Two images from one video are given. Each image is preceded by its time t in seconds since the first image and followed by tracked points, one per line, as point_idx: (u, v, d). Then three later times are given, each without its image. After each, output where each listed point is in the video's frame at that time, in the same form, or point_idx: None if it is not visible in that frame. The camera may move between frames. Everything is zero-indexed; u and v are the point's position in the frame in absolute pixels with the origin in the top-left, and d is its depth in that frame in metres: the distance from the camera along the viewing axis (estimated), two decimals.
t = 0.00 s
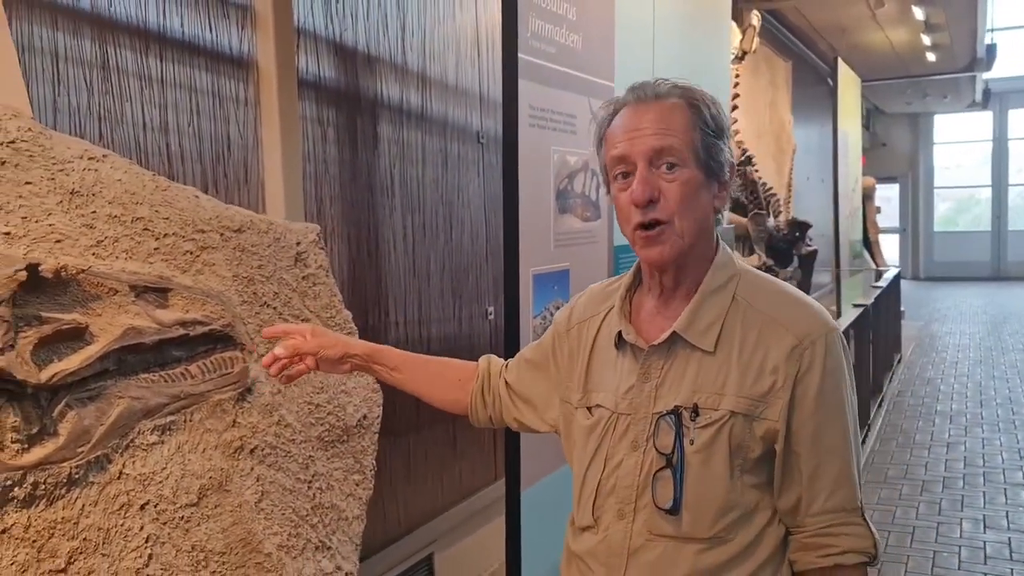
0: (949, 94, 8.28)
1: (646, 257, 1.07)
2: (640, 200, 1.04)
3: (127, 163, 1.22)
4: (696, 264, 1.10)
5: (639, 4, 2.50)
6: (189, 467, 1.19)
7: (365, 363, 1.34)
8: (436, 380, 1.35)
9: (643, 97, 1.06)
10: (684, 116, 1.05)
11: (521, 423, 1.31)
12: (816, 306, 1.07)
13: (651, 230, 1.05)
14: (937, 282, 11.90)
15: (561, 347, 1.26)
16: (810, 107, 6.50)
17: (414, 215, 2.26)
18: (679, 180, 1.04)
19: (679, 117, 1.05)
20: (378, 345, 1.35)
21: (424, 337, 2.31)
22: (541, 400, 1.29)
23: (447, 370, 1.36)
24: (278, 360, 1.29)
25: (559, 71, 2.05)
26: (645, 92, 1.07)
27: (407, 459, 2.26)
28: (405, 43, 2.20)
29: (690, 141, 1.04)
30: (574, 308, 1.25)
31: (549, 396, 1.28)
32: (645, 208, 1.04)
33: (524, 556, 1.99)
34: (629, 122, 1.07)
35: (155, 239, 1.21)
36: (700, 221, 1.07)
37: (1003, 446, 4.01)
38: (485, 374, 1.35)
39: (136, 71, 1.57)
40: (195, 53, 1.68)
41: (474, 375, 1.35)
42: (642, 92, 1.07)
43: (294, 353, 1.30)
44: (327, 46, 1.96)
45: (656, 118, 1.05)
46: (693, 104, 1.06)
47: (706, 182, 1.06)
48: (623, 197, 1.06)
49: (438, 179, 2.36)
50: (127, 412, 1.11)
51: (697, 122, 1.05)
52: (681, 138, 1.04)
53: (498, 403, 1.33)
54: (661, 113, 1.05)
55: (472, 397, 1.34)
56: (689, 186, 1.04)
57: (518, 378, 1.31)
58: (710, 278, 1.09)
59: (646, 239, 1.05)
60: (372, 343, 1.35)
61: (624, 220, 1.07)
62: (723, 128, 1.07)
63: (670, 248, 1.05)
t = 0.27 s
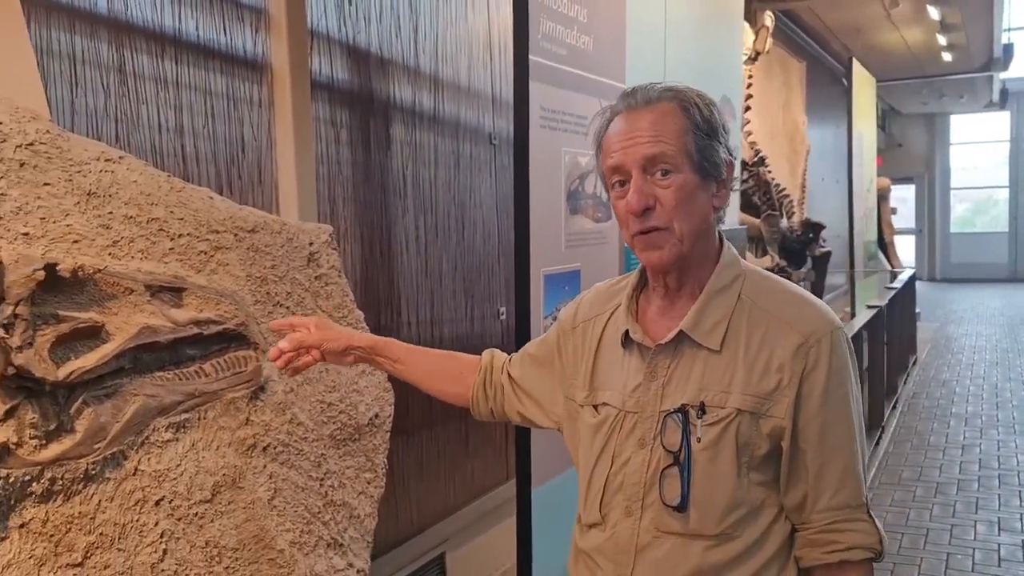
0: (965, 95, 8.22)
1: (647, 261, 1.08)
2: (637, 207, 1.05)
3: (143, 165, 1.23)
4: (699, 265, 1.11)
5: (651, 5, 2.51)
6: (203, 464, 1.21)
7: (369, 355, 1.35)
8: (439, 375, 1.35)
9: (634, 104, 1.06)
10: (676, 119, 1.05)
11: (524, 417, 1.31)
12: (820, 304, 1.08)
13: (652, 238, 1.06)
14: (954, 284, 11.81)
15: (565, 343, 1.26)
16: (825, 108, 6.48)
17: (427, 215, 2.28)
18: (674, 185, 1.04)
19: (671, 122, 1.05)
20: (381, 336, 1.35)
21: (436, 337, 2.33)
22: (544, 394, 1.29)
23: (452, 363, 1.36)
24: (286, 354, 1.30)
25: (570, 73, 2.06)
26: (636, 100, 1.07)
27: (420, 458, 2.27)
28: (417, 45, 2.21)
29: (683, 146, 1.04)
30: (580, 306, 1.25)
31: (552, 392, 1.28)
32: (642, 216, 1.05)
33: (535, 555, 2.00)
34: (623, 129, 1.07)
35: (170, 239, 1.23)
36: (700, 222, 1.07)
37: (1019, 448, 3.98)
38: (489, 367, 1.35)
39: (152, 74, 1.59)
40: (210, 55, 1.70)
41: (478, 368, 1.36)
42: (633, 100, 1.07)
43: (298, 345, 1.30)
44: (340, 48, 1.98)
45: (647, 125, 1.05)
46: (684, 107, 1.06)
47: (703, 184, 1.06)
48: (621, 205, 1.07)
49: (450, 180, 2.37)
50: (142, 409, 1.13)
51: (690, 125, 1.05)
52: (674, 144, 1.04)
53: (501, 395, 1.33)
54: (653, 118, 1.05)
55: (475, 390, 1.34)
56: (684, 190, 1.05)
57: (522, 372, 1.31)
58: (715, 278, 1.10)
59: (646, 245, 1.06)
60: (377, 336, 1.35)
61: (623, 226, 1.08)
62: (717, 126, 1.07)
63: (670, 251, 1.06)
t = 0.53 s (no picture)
0: (987, 92, 8.13)
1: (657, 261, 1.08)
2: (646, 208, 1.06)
3: (164, 165, 1.25)
4: (708, 264, 1.11)
5: (668, 5, 2.51)
6: (222, 460, 1.22)
7: (383, 363, 1.35)
8: (453, 379, 1.35)
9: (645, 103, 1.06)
10: (687, 119, 1.05)
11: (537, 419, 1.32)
12: (830, 300, 1.08)
13: (660, 238, 1.06)
14: (976, 283, 11.69)
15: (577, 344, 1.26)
16: (844, 106, 6.43)
17: (443, 215, 2.29)
18: (684, 185, 1.05)
19: (683, 122, 1.05)
20: (394, 345, 1.35)
21: (453, 336, 2.34)
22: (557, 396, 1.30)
23: (465, 367, 1.37)
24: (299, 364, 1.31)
25: (587, 71, 2.06)
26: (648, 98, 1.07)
27: (437, 456, 2.28)
28: (434, 45, 2.22)
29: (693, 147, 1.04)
30: (590, 305, 1.27)
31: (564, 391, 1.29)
32: (652, 216, 1.05)
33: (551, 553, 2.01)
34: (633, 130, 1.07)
35: (190, 238, 1.24)
36: (709, 222, 1.08)
37: None
38: (502, 371, 1.35)
39: (172, 75, 1.62)
40: (230, 57, 1.72)
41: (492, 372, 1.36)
42: (644, 99, 1.07)
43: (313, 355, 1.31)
44: (358, 48, 1.99)
45: (658, 124, 1.05)
46: (695, 105, 1.05)
47: (713, 184, 1.06)
48: (631, 205, 1.07)
49: (466, 179, 2.38)
50: (162, 406, 1.15)
51: (701, 124, 1.05)
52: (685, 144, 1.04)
53: (514, 400, 1.33)
54: (663, 118, 1.05)
55: (488, 394, 1.34)
56: (694, 191, 1.05)
57: (534, 373, 1.31)
58: (724, 275, 1.10)
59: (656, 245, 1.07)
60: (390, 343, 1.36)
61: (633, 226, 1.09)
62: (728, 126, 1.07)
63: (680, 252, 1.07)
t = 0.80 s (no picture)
0: (1005, 92, 8.05)
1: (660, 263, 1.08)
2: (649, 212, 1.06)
3: (176, 165, 1.26)
4: (709, 264, 1.11)
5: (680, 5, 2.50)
6: (233, 459, 1.23)
7: (393, 368, 1.36)
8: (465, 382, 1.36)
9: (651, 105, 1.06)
10: (693, 123, 1.05)
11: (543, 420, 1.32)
12: (831, 300, 1.07)
13: (665, 240, 1.07)
14: (993, 284, 11.59)
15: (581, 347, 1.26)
16: (859, 105, 6.39)
17: (455, 215, 2.29)
18: (689, 189, 1.04)
19: (690, 125, 1.04)
20: (405, 349, 1.37)
21: (465, 336, 2.34)
22: (565, 397, 1.30)
23: (474, 371, 1.37)
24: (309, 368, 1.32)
25: (598, 72, 2.06)
26: (654, 99, 1.07)
27: (449, 456, 2.29)
28: (446, 45, 2.23)
29: (700, 151, 1.04)
30: (594, 307, 1.26)
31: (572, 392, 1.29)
32: (655, 219, 1.05)
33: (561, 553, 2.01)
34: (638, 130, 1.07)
35: (201, 238, 1.25)
36: (712, 226, 1.08)
37: None
38: (512, 373, 1.35)
39: (185, 76, 1.63)
40: (242, 58, 1.73)
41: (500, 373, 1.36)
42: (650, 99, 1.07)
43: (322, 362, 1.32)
44: (370, 50, 2.00)
45: (664, 127, 1.05)
46: (700, 108, 1.05)
47: (718, 189, 1.06)
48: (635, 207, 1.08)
49: (478, 179, 2.38)
50: (173, 406, 1.16)
51: (708, 127, 1.05)
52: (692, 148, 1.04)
53: (524, 403, 1.33)
54: (669, 121, 1.05)
55: (498, 397, 1.35)
56: (699, 195, 1.05)
57: (543, 375, 1.32)
58: (725, 275, 1.10)
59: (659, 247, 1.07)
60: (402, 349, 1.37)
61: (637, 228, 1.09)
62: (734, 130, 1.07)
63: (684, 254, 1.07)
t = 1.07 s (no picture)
0: (1014, 90, 7.99)
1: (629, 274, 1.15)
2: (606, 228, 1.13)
3: (181, 166, 1.26)
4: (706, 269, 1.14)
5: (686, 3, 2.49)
6: (238, 459, 1.23)
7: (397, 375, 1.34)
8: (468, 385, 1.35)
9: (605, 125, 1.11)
10: (635, 143, 1.08)
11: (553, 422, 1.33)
12: (830, 304, 1.09)
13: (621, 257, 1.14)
14: (1003, 283, 11.52)
15: (590, 349, 1.29)
16: (867, 104, 6.35)
17: (461, 215, 2.29)
18: (629, 210, 1.09)
19: (627, 145, 1.08)
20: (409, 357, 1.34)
21: (471, 336, 2.34)
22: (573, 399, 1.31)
23: (480, 373, 1.37)
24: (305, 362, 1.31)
25: (603, 72, 2.06)
26: (616, 114, 1.11)
27: (455, 456, 2.29)
28: (452, 45, 2.23)
29: (637, 173, 1.07)
30: (601, 309, 1.29)
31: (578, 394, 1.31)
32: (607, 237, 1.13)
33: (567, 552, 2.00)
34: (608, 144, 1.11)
35: (206, 239, 1.25)
36: (666, 240, 1.10)
37: None
38: (521, 376, 1.37)
39: (190, 78, 1.63)
40: (248, 59, 1.74)
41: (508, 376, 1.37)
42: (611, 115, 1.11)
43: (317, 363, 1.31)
44: (376, 50, 2.00)
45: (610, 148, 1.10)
46: (646, 127, 1.07)
47: (665, 206, 1.08)
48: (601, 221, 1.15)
49: (484, 179, 2.38)
50: (178, 406, 1.16)
51: (649, 144, 1.07)
52: (626, 171, 1.08)
53: (530, 406, 1.34)
54: (614, 140, 1.10)
55: (504, 400, 1.36)
56: (641, 214, 1.09)
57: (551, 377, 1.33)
58: (725, 277, 1.12)
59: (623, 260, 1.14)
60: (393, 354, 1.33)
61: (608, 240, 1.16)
62: (689, 140, 1.06)
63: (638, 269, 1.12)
